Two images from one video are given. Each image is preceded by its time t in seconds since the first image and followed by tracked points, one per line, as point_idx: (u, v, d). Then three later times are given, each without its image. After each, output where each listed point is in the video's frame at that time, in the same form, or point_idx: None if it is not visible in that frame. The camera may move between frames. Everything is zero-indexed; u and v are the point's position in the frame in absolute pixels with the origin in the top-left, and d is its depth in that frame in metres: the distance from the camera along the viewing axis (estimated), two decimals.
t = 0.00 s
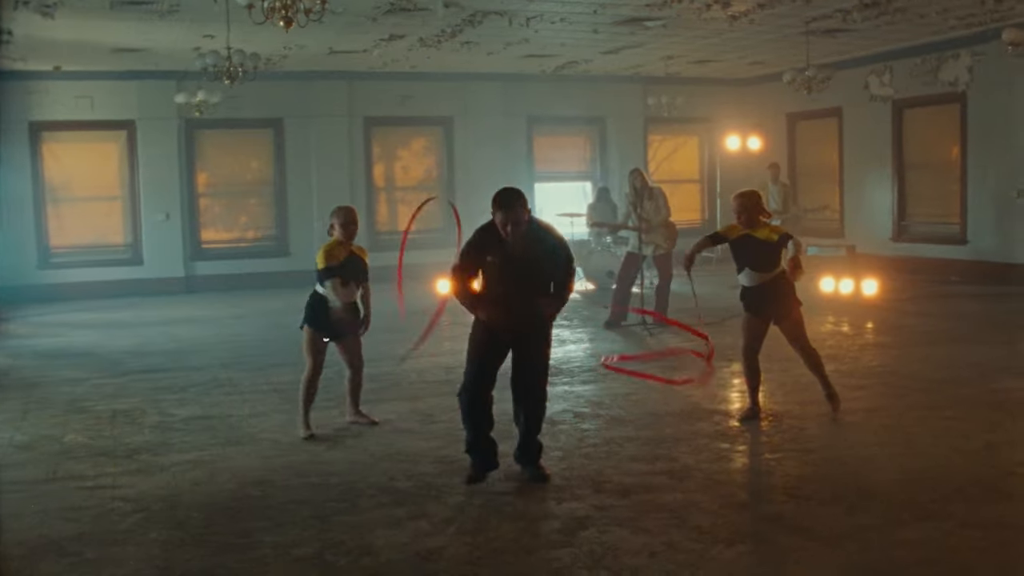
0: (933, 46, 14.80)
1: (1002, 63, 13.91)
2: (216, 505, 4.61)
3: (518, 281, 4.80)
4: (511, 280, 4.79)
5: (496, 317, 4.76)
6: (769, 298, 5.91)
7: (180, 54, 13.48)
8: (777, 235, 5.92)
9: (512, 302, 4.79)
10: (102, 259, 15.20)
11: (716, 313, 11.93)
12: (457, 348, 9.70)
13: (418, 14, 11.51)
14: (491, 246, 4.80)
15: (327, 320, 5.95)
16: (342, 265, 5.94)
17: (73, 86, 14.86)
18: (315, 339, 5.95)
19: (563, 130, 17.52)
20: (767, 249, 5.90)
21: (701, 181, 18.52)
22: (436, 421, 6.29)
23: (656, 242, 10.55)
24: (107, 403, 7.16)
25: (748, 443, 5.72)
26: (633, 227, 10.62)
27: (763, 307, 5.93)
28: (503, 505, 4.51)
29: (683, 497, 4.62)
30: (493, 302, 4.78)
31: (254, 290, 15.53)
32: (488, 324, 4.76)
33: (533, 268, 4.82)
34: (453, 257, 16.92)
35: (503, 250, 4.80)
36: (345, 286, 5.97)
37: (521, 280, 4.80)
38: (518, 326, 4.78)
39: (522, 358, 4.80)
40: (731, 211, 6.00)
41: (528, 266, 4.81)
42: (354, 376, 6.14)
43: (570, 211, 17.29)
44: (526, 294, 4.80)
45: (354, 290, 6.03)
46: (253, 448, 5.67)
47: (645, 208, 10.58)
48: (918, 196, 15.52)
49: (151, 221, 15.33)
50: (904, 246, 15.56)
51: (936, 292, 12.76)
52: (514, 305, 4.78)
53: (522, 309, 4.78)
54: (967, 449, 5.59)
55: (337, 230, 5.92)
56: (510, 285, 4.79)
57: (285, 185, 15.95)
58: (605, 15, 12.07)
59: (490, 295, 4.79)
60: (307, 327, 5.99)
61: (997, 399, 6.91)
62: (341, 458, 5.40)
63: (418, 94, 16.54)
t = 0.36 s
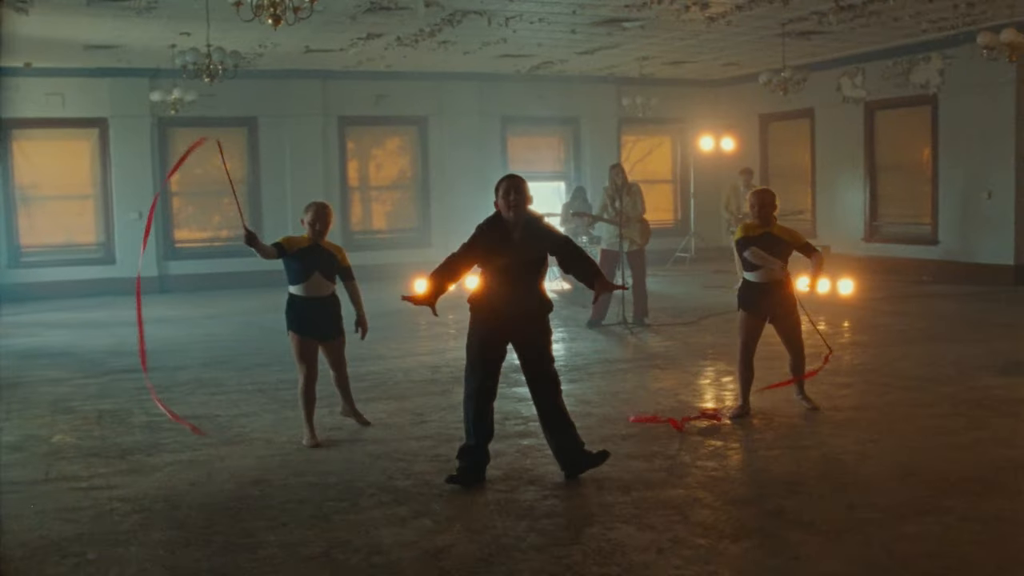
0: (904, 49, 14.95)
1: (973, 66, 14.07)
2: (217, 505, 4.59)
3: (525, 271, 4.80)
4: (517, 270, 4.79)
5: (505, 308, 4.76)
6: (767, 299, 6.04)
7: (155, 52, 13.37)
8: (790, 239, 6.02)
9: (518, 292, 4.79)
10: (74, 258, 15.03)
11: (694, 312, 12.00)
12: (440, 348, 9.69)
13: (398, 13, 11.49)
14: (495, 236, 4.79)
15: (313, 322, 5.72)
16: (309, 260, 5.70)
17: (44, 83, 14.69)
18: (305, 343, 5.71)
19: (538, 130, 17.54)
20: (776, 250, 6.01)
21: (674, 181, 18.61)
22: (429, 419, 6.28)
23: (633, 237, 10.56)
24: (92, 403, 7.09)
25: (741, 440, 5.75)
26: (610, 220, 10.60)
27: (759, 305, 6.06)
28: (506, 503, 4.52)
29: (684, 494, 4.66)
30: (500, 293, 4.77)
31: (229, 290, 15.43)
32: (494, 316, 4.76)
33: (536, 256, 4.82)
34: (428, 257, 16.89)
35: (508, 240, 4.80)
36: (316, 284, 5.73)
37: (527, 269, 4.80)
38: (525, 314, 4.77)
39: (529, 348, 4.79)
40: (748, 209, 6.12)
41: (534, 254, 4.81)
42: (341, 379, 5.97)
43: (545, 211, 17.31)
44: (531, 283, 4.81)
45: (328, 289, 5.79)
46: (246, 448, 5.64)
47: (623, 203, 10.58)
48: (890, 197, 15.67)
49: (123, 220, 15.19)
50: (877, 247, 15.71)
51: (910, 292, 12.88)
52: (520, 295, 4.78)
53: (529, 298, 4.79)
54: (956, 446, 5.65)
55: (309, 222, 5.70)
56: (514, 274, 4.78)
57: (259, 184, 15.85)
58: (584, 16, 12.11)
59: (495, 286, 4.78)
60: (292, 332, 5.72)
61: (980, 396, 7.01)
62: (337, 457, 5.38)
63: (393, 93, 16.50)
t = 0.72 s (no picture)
0: (872, 50, 15.09)
1: (941, 68, 14.23)
2: (211, 502, 4.55)
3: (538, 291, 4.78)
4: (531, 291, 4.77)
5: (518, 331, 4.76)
6: (760, 292, 6.17)
7: (125, 46, 13.23)
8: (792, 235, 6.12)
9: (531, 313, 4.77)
10: (40, 255, 14.85)
11: (667, 311, 12.05)
12: (417, 345, 9.67)
13: (373, 10, 11.46)
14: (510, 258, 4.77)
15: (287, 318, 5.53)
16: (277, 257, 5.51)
17: (11, 77, 14.49)
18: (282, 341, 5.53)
19: (508, 128, 17.53)
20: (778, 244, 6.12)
21: (643, 181, 18.68)
22: (415, 416, 6.27)
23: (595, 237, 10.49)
24: (71, 401, 7.00)
25: (729, 437, 5.79)
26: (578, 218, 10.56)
27: (753, 298, 6.20)
28: (502, 499, 4.52)
29: (679, 489, 4.69)
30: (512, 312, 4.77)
31: (198, 288, 15.30)
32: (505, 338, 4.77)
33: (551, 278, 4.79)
34: (398, 254, 16.84)
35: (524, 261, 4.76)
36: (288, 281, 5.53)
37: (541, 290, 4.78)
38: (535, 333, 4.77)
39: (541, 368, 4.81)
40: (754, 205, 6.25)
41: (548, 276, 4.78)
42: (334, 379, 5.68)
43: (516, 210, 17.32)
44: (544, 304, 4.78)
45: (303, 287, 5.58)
46: (234, 445, 5.60)
47: (594, 203, 10.57)
48: (857, 198, 15.82)
49: (90, 216, 15.02)
50: (844, 247, 15.85)
51: (880, 291, 13.02)
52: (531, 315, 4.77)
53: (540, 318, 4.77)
54: (939, 442, 5.73)
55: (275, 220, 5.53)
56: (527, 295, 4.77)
57: (228, 181, 15.74)
58: (558, 14, 12.13)
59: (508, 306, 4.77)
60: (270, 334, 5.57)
61: (957, 392, 7.10)
62: (327, 454, 5.36)
63: (363, 91, 16.43)
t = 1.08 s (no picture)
0: (842, 51, 15.20)
1: (909, 69, 14.36)
2: (202, 499, 4.50)
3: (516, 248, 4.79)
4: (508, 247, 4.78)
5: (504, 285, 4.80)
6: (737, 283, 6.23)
7: (95, 41, 13.10)
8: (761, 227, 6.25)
9: (511, 272, 4.80)
10: (6, 252, 14.66)
11: (642, 308, 12.09)
12: (395, 342, 9.63)
13: (348, 6, 11.41)
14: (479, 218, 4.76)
15: (273, 317, 5.45)
16: (264, 275, 5.39)
17: None
18: (266, 339, 5.46)
19: (479, 126, 17.51)
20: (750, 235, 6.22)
21: (613, 179, 18.72)
22: (401, 412, 6.24)
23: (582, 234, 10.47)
24: (49, 399, 6.91)
25: (717, 432, 5.82)
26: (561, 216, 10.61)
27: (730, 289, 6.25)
28: (497, 495, 4.52)
29: (671, 485, 4.70)
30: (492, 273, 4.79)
31: (168, 286, 15.18)
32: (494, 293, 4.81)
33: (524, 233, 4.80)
34: (369, 251, 16.78)
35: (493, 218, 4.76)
36: (275, 293, 5.44)
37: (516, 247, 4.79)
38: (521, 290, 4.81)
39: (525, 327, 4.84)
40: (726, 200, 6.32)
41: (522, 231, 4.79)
42: (317, 376, 5.63)
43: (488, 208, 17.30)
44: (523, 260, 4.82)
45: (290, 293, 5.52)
46: (220, 443, 5.55)
47: (573, 199, 10.61)
48: (827, 196, 15.92)
49: (59, 213, 14.84)
50: (814, 245, 15.97)
51: (851, 289, 13.12)
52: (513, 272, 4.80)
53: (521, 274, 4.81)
54: (924, 437, 5.78)
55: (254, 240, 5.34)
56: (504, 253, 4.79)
57: (198, 178, 15.61)
58: (534, 12, 12.14)
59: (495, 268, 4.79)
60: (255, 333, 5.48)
61: (937, 387, 7.17)
62: (316, 451, 5.32)
63: (335, 88, 16.34)
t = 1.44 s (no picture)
0: (821, 49, 15.24)
1: (889, 67, 14.41)
2: (196, 500, 4.44)
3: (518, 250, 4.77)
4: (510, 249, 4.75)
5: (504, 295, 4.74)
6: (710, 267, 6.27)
7: (71, 36, 12.94)
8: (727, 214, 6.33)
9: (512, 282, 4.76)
10: None
11: (625, 305, 12.07)
12: (379, 340, 9.56)
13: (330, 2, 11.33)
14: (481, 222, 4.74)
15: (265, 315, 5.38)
16: (252, 269, 5.31)
17: None
18: (260, 338, 5.39)
19: (458, 123, 17.45)
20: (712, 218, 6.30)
21: (592, 176, 18.71)
22: (392, 411, 6.19)
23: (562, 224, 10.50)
24: (32, 399, 6.81)
25: (711, 431, 5.80)
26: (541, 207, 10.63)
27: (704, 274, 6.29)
28: (495, 494, 4.47)
29: (670, 484, 4.68)
30: (493, 280, 4.75)
31: (146, 284, 15.03)
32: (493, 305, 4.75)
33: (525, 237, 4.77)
34: (348, 248, 16.70)
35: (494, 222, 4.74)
36: (265, 288, 5.36)
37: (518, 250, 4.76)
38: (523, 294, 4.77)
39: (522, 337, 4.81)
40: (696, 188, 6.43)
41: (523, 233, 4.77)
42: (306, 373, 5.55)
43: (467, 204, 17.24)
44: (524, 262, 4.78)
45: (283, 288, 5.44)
46: (210, 443, 5.48)
47: (556, 194, 10.61)
48: (806, 193, 15.96)
49: (34, 210, 14.66)
50: (793, 242, 16.01)
51: (831, 285, 13.18)
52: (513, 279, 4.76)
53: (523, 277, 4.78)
54: (917, 434, 5.78)
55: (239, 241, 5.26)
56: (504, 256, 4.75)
57: (175, 175, 15.48)
58: (516, 9, 12.10)
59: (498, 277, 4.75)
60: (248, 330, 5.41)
61: (925, 384, 7.19)
62: (308, 451, 5.26)
63: (314, 84, 16.24)
